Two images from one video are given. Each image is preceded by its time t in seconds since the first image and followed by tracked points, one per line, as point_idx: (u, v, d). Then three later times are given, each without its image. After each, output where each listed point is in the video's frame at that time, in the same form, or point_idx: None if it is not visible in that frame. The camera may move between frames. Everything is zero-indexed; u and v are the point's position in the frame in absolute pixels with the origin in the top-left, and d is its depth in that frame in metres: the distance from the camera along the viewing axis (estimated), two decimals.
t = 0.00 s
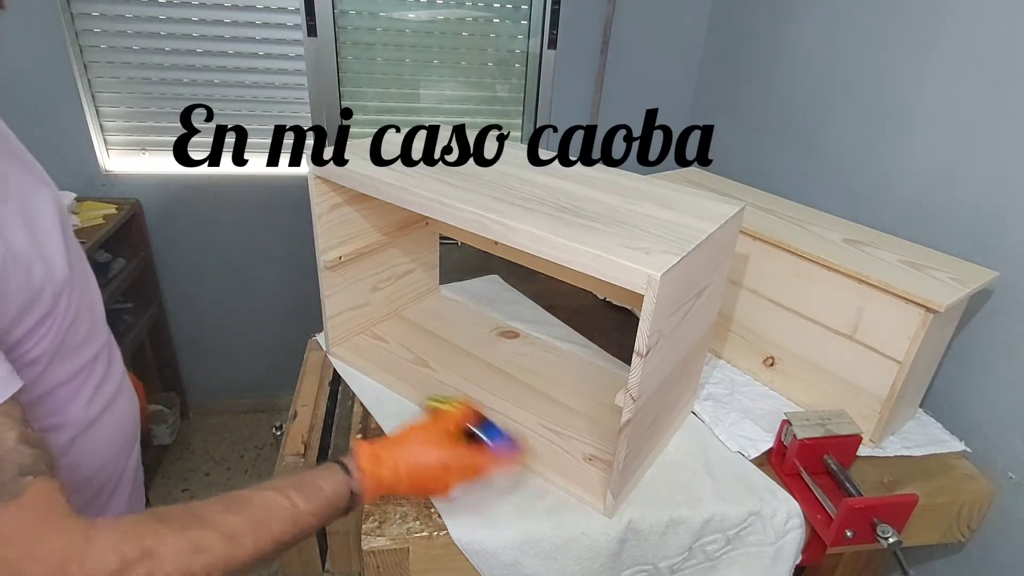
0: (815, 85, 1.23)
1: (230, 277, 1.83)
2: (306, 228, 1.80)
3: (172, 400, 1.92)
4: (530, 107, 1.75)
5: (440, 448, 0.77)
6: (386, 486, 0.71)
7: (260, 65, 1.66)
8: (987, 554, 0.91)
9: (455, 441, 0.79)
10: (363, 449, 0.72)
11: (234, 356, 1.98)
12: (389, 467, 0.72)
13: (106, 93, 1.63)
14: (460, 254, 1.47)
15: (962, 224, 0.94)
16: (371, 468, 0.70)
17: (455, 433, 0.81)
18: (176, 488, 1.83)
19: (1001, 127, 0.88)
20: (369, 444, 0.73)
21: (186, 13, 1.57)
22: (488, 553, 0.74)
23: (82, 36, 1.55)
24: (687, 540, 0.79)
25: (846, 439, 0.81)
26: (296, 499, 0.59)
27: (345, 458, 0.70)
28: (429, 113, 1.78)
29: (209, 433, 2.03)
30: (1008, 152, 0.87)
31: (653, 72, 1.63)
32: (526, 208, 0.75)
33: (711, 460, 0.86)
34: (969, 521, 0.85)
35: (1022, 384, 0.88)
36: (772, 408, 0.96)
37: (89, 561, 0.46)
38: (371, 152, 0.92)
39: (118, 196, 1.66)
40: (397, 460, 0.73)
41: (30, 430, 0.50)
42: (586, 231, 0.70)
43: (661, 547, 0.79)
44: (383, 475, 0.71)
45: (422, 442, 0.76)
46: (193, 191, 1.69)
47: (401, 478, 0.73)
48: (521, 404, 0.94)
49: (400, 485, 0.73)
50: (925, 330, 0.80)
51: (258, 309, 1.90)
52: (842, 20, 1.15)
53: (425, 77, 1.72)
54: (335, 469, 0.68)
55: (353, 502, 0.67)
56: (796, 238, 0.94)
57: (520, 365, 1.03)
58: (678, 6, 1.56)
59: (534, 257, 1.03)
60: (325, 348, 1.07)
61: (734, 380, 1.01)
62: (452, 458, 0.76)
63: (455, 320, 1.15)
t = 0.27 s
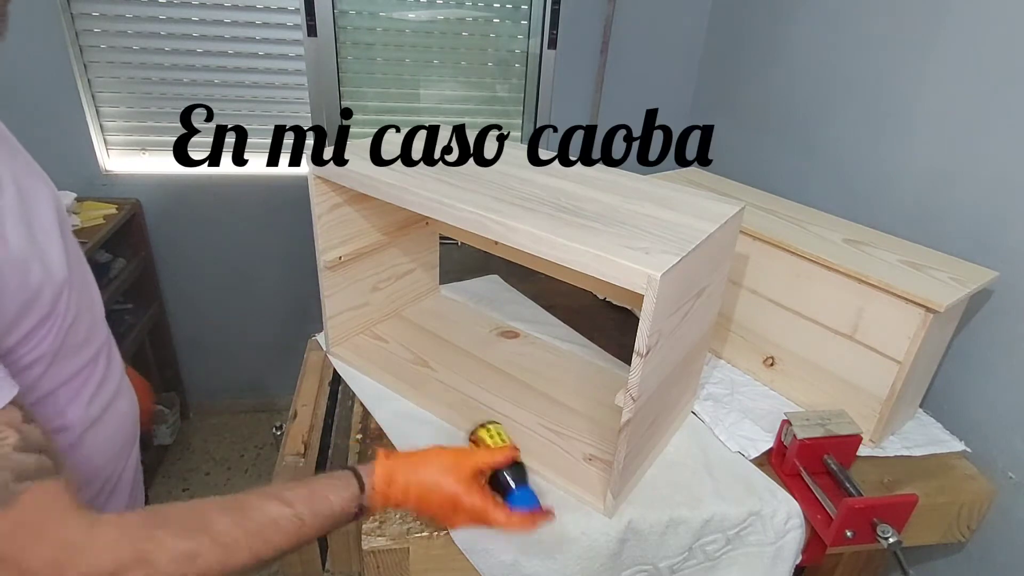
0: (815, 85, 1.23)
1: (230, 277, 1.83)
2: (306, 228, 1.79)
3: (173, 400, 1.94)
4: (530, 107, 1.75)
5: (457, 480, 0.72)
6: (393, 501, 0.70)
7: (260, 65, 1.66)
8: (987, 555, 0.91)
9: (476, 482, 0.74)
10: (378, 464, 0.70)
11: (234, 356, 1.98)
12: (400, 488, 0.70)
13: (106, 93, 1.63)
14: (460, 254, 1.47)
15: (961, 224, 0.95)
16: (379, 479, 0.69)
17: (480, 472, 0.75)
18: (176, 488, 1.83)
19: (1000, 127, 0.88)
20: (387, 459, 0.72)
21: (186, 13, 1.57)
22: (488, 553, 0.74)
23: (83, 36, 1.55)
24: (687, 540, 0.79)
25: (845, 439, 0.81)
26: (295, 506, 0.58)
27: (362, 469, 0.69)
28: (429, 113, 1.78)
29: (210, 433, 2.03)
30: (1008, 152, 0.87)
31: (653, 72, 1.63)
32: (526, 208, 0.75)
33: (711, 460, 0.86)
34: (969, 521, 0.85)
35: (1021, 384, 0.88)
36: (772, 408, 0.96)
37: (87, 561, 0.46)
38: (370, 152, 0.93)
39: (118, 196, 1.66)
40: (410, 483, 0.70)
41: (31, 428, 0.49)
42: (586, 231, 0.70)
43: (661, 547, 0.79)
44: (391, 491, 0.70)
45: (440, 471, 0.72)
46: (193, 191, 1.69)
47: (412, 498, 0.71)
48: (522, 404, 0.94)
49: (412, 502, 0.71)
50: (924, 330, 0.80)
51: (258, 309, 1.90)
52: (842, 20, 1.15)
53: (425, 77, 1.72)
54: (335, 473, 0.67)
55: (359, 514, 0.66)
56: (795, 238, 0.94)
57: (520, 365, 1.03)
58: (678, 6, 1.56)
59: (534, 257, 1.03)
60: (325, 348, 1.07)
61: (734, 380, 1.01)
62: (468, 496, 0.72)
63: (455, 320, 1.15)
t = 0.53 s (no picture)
0: (815, 85, 1.23)
1: (230, 276, 1.83)
2: (306, 228, 1.79)
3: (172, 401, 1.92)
4: (530, 107, 1.75)
5: (430, 448, 0.77)
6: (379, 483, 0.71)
7: (260, 65, 1.66)
8: (987, 555, 0.91)
9: (446, 440, 0.79)
10: (354, 451, 0.72)
11: (234, 356, 1.98)
12: (383, 467, 0.72)
13: (106, 93, 1.63)
14: (460, 254, 1.47)
15: (962, 223, 0.94)
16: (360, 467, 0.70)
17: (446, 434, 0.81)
18: (176, 488, 1.83)
19: (1000, 127, 0.88)
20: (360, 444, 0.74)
21: (186, 13, 1.57)
22: (488, 553, 0.74)
23: (83, 36, 1.55)
24: (687, 540, 0.79)
25: (845, 439, 0.81)
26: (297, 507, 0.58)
27: (335, 459, 0.70)
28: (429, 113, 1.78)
29: (210, 433, 2.03)
30: (1008, 151, 0.87)
31: (653, 72, 1.63)
32: (526, 208, 0.75)
33: (711, 460, 0.86)
34: (969, 521, 0.85)
35: (1021, 384, 0.88)
36: (772, 408, 0.96)
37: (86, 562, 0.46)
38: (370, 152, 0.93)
39: (118, 196, 1.66)
40: (391, 460, 0.73)
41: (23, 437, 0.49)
42: (586, 231, 0.70)
43: (661, 547, 0.79)
44: (376, 475, 0.71)
45: (412, 441, 0.77)
46: (194, 191, 1.69)
47: (395, 474, 0.73)
48: (522, 404, 0.94)
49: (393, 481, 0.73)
50: (924, 330, 0.80)
51: (258, 309, 1.90)
52: (842, 20, 1.15)
53: (425, 77, 1.72)
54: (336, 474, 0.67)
55: (345, 504, 0.67)
56: (795, 238, 0.94)
57: (520, 365, 1.03)
58: (678, 6, 1.56)
59: (535, 257, 1.03)
60: (325, 348, 1.07)
61: (734, 380, 1.01)
62: (444, 455, 0.77)
63: (455, 320, 1.15)
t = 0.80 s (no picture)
0: (815, 85, 1.23)
1: (230, 276, 1.83)
2: (306, 228, 1.79)
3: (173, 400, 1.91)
4: (530, 107, 1.76)
5: (431, 448, 0.77)
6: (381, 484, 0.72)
7: (260, 65, 1.66)
8: (987, 555, 0.91)
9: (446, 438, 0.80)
10: (355, 454, 0.72)
11: (235, 356, 1.98)
12: (385, 468, 0.73)
13: (106, 93, 1.63)
14: (460, 254, 1.47)
15: (961, 223, 0.95)
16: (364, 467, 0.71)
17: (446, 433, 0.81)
18: (177, 489, 1.83)
19: (1000, 127, 0.88)
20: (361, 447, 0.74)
21: (187, 13, 1.57)
22: (488, 553, 0.74)
23: (83, 36, 1.55)
24: (687, 540, 0.79)
25: (846, 439, 0.81)
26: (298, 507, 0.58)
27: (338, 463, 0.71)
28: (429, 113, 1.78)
29: (210, 433, 2.03)
30: (1008, 151, 0.87)
31: (653, 73, 1.63)
32: (526, 208, 0.75)
33: (711, 460, 0.86)
34: (969, 521, 0.85)
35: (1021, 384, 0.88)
36: (772, 408, 0.96)
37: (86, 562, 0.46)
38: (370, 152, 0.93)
39: (118, 196, 1.66)
40: (394, 462, 0.73)
41: (28, 435, 0.49)
42: (586, 231, 0.70)
43: (661, 547, 0.79)
44: (378, 477, 0.72)
45: (416, 441, 0.77)
46: (194, 191, 1.69)
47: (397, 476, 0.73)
48: (522, 404, 0.94)
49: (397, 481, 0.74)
50: (925, 330, 0.80)
51: (258, 309, 1.90)
52: (842, 20, 1.15)
53: (425, 77, 1.72)
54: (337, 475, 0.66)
55: (347, 507, 0.67)
56: (795, 238, 0.94)
57: (520, 365, 1.03)
58: (678, 6, 1.56)
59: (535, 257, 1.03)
60: (325, 348, 1.07)
61: (734, 380, 1.01)
62: (448, 454, 0.77)
63: (455, 320, 1.15)
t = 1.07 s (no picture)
0: (815, 85, 1.23)
1: (229, 276, 1.83)
2: (306, 228, 1.79)
3: (173, 400, 1.91)
4: (530, 107, 1.76)
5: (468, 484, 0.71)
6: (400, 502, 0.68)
7: (260, 65, 1.66)
8: (987, 555, 0.91)
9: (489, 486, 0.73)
10: (389, 467, 0.68)
11: (234, 356, 1.98)
12: (410, 491, 0.68)
13: (106, 93, 1.63)
14: (460, 254, 1.47)
15: (961, 223, 0.95)
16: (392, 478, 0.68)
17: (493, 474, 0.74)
18: (176, 488, 1.83)
19: (1000, 126, 0.88)
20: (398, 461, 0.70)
21: (186, 13, 1.57)
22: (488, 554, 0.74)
23: (83, 36, 1.54)
24: (687, 541, 0.79)
25: (846, 439, 0.81)
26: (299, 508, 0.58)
27: (369, 469, 0.68)
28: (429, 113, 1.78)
29: (210, 433, 2.03)
30: (1007, 150, 0.87)
31: (653, 73, 1.63)
32: (526, 208, 0.75)
33: (711, 460, 0.86)
34: (969, 521, 0.85)
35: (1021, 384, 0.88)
36: (772, 408, 0.96)
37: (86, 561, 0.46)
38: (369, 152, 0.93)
39: (118, 196, 1.66)
40: (421, 483, 0.69)
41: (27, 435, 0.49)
42: (586, 231, 0.70)
43: (661, 547, 0.79)
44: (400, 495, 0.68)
45: (454, 473, 0.72)
46: (194, 191, 1.69)
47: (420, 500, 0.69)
48: (522, 404, 0.94)
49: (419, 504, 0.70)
50: (924, 330, 0.80)
51: (258, 309, 1.90)
52: (842, 20, 1.15)
53: (425, 77, 1.72)
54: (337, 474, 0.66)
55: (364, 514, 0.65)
56: (795, 238, 0.94)
57: (520, 365, 1.03)
58: (678, 6, 1.56)
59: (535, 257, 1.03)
60: (325, 348, 1.07)
61: (734, 380, 1.01)
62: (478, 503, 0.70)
63: (455, 320, 1.15)
